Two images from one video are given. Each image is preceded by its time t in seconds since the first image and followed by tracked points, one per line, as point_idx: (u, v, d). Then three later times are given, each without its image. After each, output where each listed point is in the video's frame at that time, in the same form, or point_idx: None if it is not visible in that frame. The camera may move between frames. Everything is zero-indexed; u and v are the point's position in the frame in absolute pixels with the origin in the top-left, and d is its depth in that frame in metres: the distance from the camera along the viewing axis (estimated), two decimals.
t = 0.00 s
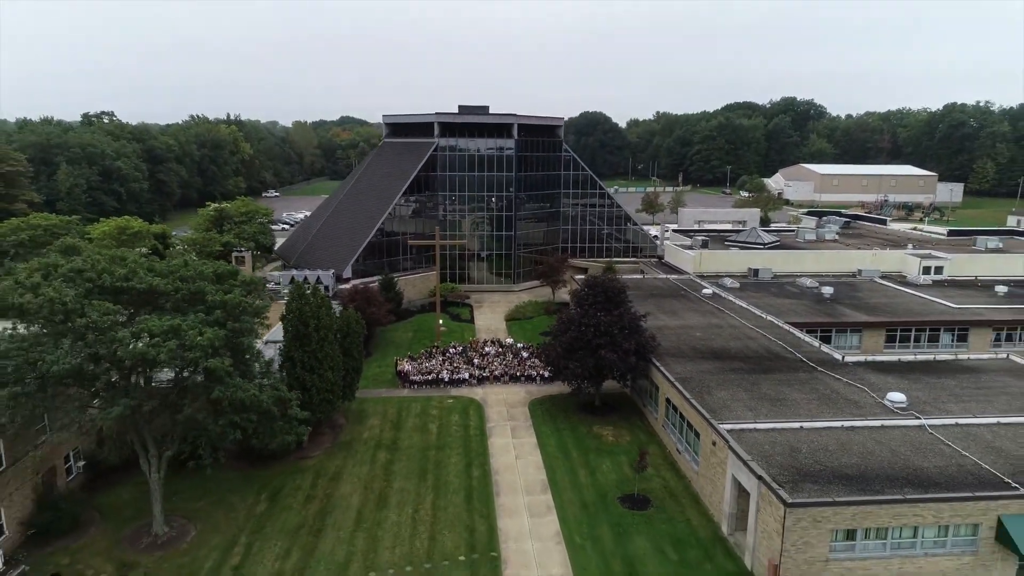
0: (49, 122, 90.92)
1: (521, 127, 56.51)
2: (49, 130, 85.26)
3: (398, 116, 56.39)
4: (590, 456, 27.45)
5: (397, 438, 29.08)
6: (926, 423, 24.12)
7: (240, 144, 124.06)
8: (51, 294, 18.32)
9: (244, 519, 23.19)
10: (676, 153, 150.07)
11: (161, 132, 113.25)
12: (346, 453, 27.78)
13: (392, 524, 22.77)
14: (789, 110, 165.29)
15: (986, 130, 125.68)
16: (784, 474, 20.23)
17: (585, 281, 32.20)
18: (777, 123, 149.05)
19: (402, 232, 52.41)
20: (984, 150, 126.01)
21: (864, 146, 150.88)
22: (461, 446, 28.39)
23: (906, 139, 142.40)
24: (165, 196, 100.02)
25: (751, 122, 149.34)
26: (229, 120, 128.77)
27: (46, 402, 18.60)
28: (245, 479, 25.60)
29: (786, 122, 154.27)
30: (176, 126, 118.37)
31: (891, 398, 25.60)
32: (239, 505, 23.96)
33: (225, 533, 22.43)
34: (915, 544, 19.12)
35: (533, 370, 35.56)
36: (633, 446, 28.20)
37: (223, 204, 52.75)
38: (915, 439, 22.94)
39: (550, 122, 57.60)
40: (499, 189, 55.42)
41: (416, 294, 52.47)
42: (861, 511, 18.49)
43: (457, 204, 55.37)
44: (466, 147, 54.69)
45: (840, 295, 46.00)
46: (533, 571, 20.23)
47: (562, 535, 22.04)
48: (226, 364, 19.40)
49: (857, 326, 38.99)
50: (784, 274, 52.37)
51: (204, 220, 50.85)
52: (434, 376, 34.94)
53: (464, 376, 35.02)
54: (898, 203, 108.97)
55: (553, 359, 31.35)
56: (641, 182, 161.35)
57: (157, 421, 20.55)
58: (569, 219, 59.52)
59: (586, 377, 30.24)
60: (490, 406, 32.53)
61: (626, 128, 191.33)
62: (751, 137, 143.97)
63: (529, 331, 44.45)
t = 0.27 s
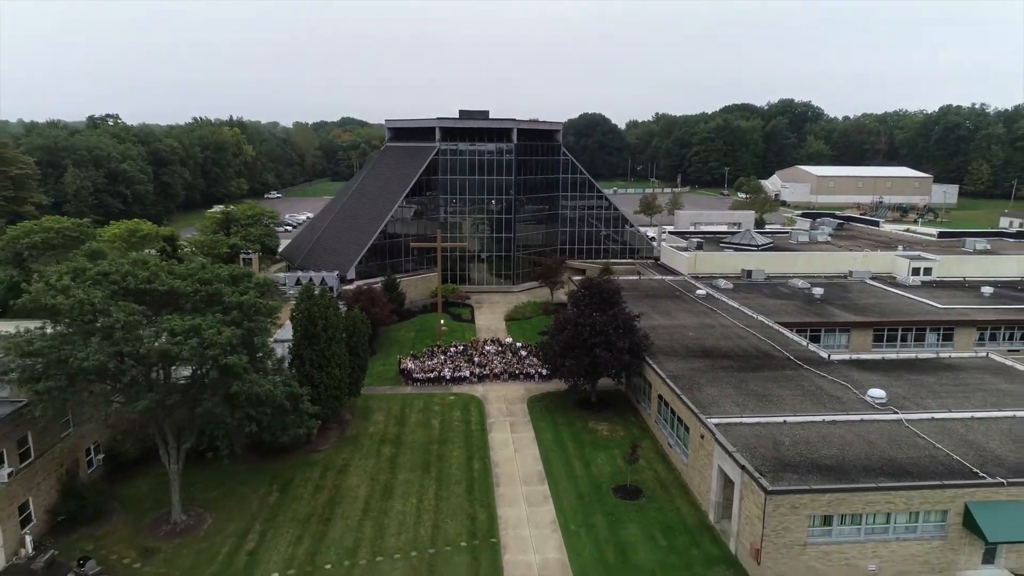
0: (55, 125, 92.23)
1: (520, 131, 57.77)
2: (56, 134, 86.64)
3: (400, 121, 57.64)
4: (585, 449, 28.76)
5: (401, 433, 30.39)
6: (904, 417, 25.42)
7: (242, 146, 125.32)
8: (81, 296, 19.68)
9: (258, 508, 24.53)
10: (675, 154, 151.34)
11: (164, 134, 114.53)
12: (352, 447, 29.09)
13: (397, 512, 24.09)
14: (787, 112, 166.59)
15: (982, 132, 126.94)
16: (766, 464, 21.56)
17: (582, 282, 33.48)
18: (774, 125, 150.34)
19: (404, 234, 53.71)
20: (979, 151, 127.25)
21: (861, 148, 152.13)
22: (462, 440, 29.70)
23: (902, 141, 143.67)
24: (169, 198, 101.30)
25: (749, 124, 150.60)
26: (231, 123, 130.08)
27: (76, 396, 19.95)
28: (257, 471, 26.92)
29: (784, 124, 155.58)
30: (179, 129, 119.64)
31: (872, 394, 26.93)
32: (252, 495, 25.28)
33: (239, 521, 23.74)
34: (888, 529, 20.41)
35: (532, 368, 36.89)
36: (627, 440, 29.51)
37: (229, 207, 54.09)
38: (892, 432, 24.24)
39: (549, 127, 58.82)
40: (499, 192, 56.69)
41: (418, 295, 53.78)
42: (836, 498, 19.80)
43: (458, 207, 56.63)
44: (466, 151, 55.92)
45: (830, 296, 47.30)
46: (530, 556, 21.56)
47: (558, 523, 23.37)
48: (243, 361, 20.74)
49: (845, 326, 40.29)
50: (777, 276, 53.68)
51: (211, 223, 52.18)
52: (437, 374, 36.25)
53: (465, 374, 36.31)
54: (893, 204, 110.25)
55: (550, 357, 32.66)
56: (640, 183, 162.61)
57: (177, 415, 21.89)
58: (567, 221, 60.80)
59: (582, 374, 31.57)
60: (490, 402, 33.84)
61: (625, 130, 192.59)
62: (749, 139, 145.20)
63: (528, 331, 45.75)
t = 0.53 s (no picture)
0: (63, 128, 93.69)
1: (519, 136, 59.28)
2: (63, 137, 88.13)
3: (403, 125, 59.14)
4: (580, 443, 30.28)
5: (406, 428, 31.91)
6: (881, 411, 26.92)
7: (246, 148, 126.80)
8: (111, 297, 21.22)
9: (272, 497, 26.05)
10: (673, 156, 152.84)
11: (169, 136, 116.02)
12: (359, 440, 30.61)
13: (403, 501, 25.60)
14: (784, 113, 168.12)
15: (976, 134, 128.41)
16: (748, 454, 23.09)
17: (578, 282, 34.91)
18: (772, 126, 151.83)
19: (406, 236, 55.24)
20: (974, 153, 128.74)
21: (858, 149, 153.60)
22: (463, 434, 31.21)
23: (898, 142, 145.18)
24: (174, 199, 102.78)
25: (747, 125, 152.06)
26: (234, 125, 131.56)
27: (106, 390, 21.50)
28: (269, 463, 28.44)
29: (781, 125, 157.08)
30: (183, 131, 121.13)
31: (852, 390, 28.45)
32: (266, 485, 26.81)
33: (255, 508, 25.25)
34: (861, 515, 21.91)
35: (530, 366, 38.40)
36: (620, 434, 31.03)
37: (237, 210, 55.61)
38: (869, 425, 25.75)
39: (548, 131, 60.29)
40: (499, 195, 58.19)
41: (420, 296, 55.31)
42: (812, 485, 21.30)
43: (459, 210, 58.14)
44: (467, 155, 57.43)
45: (820, 297, 48.80)
46: (527, 540, 23.07)
47: (554, 510, 24.88)
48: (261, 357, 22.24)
49: (833, 325, 41.80)
50: (769, 277, 55.19)
51: (219, 225, 53.71)
52: (439, 371, 37.73)
53: (466, 371, 37.82)
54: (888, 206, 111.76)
55: (548, 354, 34.15)
56: (639, 184, 164.08)
57: (198, 408, 23.42)
58: (566, 223, 62.29)
59: (579, 371, 33.11)
60: (490, 398, 35.34)
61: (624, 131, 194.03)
62: (747, 140, 146.60)
63: (527, 330, 47.27)
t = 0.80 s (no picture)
0: (70, 131, 95.21)
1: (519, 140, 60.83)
2: (71, 140, 89.65)
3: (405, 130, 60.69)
4: (576, 436, 31.84)
5: (410, 422, 33.46)
6: (859, 406, 28.47)
7: (248, 150, 128.32)
8: (137, 299, 22.79)
9: (284, 487, 27.60)
10: (671, 157, 154.40)
11: (173, 139, 117.53)
12: (366, 434, 32.17)
13: (408, 490, 27.15)
14: (781, 115, 169.74)
15: (971, 136, 129.93)
16: (731, 446, 24.65)
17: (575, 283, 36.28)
18: (769, 128, 153.44)
19: (409, 239, 56.80)
20: (968, 155, 130.27)
21: (854, 151, 155.14)
22: (464, 428, 32.78)
23: (894, 144, 146.78)
24: (179, 201, 104.30)
25: (744, 127, 153.59)
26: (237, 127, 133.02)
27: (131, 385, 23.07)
28: (281, 455, 30.00)
29: (778, 128, 158.69)
30: (187, 134, 122.66)
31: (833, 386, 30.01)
32: (278, 476, 28.37)
33: (268, 497, 26.82)
34: (836, 501, 23.46)
35: (529, 364, 39.95)
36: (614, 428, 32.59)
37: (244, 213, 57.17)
38: (847, 419, 27.30)
39: (547, 136, 61.82)
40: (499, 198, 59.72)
41: (422, 296, 56.88)
42: (790, 474, 22.84)
43: (459, 212, 59.66)
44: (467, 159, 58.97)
45: (810, 297, 50.35)
46: (524, 526, 24.61)
47: (550, 499, 26.44)
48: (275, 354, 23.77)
49: (820, 325, 43.33)
50: (761, 277, 56.74)
51: (227, 228, 55.28)
52: (442, 369, 39.25)
53: (467, 369, 39.36)
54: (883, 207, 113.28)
55: (545, 352, 35.64)
56: (638, 185, 165.58)
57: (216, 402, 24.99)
58: (564, 225, 63.80)
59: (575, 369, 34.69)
60: (490, 395, 36.89)
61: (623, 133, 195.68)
62: (745, 142, 148.15)
63: (526, 330, 48.82)
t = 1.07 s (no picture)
0: (76, 134, 96.60)
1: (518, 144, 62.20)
2: (77, 143, 91.01)
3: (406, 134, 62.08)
4: (572, 431, 33.23)
5: (412, 418, 34.85)
6: (841, 401, 29.87)
7: (251, 152, 129.72)
8: (157, 300, 24.18)
9: (293, 478, 28.98)
10: (669, 159, 155.85)
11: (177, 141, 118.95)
12: (370, 429, 33.56)
13: (411, 482, 28.53)
14: (779, 117, 171.28)
15: (966, 138, 131.40)
16: (718, 439, 26.04)
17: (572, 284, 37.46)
18: (766, 130, 155.00)
19: (410, 240, 58.17)
20: (963, 156, 131.73)
21: (851, 153, 156.65)
22: (465, 423, 34.16)
23: (890, 146, 148.24)
24: (183, 203, 105.70)
25: (742, 129, 155.11)
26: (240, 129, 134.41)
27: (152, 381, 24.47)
28: (290, 449, 31.40)
29: (776, 129, 160.19)
30: (191, 135, 124.09)
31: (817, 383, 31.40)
32: (287, 468, 29.74)
33: (279, 488, 28.21)
34: (816, 491, 24.85)
35: (527, 363, 41.36)
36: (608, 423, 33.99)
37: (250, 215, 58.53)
38: (829, 413, 28.70)
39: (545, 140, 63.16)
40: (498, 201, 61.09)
41: (423, 296, 58.29)
42: (772, 465, 24.23)
43: (460, 214, 61.03)
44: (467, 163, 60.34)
45: (801, 297, 51.75)
46: (522, 515, 26.01)
47: (547, 489, 27.83)
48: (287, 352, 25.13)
49: (810, 324, 44.74)
50: (754, 278, 58.13)
51: (233, 230, 56.66)
52: (443, 367, 40.65)
53: (468, 367, 40.76)
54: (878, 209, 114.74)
55: (543, 350, 36.94)
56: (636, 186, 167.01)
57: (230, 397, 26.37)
58: (562, 227, 65.17)
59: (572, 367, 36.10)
60: (490, 392, 38.27)
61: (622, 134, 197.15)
62: (743, 142, 149.41)
63: (525, 329, 50.24)
